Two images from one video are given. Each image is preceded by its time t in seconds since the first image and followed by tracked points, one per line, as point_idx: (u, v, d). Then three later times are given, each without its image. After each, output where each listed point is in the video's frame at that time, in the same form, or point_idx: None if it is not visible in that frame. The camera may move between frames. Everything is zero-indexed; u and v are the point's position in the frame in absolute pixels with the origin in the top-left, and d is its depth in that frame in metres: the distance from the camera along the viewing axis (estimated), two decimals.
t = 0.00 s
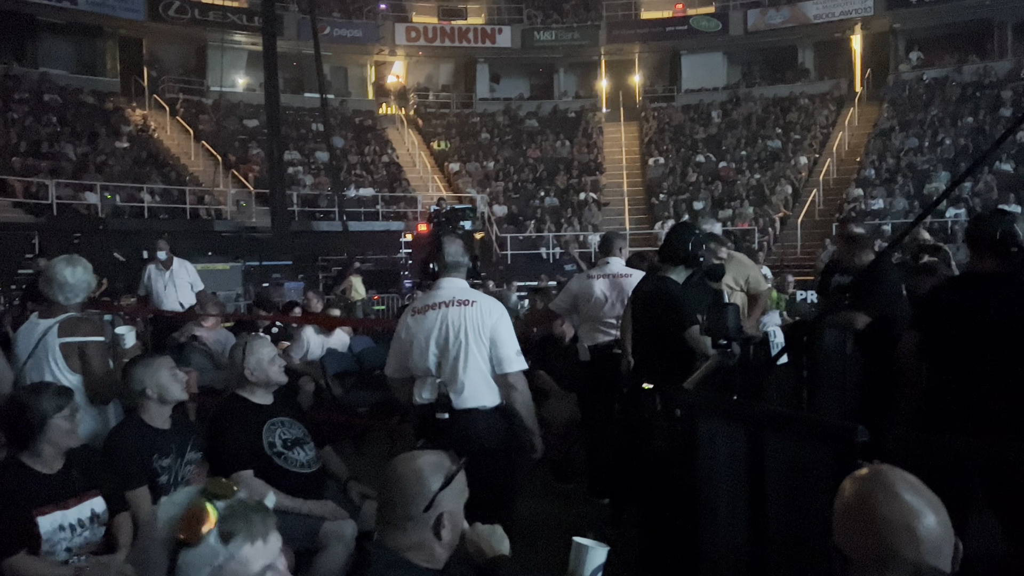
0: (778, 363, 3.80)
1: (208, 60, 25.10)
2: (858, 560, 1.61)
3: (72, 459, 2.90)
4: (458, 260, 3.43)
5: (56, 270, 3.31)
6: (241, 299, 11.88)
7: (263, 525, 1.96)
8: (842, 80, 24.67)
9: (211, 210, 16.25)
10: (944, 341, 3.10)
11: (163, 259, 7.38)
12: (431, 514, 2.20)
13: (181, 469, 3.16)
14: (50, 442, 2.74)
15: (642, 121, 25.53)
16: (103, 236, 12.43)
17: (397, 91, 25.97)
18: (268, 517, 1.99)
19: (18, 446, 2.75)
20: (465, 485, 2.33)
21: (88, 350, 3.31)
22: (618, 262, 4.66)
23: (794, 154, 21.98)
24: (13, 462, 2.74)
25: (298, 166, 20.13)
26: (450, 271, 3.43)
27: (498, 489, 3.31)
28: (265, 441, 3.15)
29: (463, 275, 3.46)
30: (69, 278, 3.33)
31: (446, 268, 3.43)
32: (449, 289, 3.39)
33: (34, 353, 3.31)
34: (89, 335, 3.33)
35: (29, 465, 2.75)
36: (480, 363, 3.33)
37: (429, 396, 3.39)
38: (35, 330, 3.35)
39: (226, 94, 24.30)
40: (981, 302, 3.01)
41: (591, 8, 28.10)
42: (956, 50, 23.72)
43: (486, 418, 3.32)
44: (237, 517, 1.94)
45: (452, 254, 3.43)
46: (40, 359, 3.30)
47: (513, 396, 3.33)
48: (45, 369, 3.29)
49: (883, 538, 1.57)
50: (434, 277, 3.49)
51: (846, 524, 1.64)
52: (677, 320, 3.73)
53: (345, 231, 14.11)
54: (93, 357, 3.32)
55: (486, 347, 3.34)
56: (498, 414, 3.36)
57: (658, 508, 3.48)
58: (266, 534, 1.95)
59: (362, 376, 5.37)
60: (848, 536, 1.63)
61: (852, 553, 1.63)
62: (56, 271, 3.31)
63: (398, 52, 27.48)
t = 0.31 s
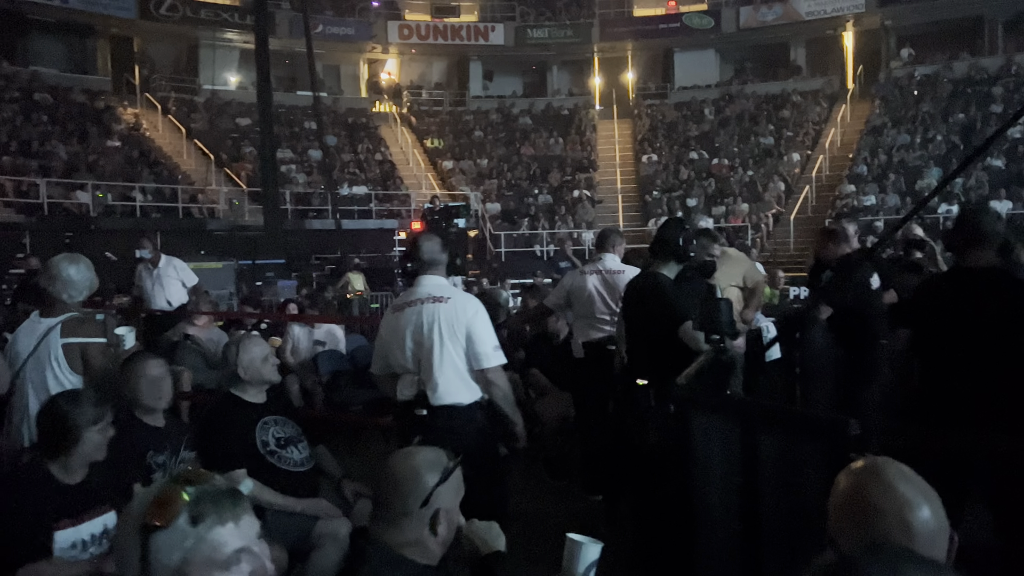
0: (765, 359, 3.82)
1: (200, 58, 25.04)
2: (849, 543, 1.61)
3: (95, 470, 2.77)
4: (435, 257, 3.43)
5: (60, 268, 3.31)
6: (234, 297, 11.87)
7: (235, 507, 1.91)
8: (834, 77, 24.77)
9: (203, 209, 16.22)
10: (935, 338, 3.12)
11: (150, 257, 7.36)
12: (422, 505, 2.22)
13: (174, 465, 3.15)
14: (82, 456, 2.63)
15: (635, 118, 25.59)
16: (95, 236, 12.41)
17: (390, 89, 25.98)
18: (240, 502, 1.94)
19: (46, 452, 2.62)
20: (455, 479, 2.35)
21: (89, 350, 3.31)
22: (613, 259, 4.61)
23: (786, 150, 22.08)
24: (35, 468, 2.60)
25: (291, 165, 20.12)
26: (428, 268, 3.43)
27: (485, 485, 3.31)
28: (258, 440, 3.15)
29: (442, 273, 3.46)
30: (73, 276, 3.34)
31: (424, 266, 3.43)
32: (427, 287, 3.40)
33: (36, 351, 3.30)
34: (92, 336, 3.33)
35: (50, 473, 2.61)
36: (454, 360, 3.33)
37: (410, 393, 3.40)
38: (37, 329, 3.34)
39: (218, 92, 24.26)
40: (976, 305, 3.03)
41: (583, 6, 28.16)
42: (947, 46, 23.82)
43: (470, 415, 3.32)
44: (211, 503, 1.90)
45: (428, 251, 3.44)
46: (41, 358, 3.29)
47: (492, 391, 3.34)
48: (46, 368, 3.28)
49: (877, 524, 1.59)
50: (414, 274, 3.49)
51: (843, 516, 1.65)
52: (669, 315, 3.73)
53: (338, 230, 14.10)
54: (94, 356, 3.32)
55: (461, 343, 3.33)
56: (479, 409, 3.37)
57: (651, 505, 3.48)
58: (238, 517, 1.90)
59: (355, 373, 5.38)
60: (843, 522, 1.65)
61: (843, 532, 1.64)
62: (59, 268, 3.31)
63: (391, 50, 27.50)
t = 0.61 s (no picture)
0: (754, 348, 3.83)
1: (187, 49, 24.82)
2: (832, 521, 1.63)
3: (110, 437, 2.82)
4: (421, 248, 3.42)
5: (48, 260, 3.29)
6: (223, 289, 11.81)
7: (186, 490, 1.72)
8: (823, 69, 24.82)
9: (191, 202, 16.12)
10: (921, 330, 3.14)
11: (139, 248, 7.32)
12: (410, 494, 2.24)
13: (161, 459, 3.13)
14: (100, 415, 2.69)
15: (626, 110, 25.58)
16: (82, 229, 12.35)
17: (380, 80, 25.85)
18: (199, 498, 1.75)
19: (64, 413, 2.68)
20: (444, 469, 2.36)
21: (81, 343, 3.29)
22: (603, 251, 4.62)
23: (776, 143, 22.14)
24: (54, 433, 2.65)
25: (280, 157, 20.01)
26: (415, 260, 3.42)
27: (472, 477, 3.31)
28: (247, 433, 3.14)
29: (428, 263, 3.44)
30: (61, 267, 3.32)
31: (411, 257, 3.42)
32: (416, 278, 3.38)
33: (26, 346, 3.24)
34: (83, 330, 3.32)
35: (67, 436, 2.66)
36: (445, 351, 3.33)
37: (401, 383, 3.40)
38: (26, 323, 3.28)
39: (205, 84, 24.09)
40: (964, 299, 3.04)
41: None
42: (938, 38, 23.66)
43: (460, 407, 3.32)
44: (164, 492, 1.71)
45: (413, 242, 3.42)
46: (33, 352, 3.23)
47: (485, 380, 3.35)
48: (37, 362, 3.22)
49: (866, 512, 1.59)
50: (405, 265, 3.47)
51: (834, 503, 1.65)
52: (657, 305, 3.75)
53: (328, 222, 14.05)
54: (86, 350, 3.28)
55: (452, 334, 3.33)
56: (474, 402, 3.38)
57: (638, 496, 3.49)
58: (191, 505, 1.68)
59: (344, 366, 5.38)
60: (829, 504, 1.66)
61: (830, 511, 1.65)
62: (48, 260, 3.29)
63: (380, 41, 27.38)
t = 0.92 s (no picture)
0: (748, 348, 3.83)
1: (180, 46, 24.73)
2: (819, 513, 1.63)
3: (103, 381, 2.79)
4: (429, 248, 3.42)
5: (41, 257, 3.30)
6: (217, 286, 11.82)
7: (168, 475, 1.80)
8: (817, 68, 24.89)
9: (185, 199, 16.10)
10: (915, 329, 3.15)
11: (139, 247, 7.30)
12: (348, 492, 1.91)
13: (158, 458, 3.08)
14: (97, 359, 2.67)
15: (620, 109, 25.64)
16: (75, 225, 12.35)
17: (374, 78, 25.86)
18: (165, 481, 1.71)
19: (60, 358, 2.64)
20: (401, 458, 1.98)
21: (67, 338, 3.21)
22: (595, 248, 4.52)
23: (769, 141, 22.21)
24: (50, 378, 2.60)
25: (273, 155, 20.02)
26: (423, 261, 3.42)
27: (464, 475, 3.34)
28: (240, 429, 3.15)
29: (434, 264, 3.45)
30: (55, 264, 3.32)
31: (419, 258, 3.41)
32: (425, 278, 3.37)
33: (18, 343, 3.19)
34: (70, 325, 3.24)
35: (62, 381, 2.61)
36: (449, 353, 3.33)
37: (402, 383, 3.34)
38: (20, 319, 3.26)
39: (199, 81, 24.05)
40: (957, 300, 3.04)
41: None
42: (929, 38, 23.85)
43: (456, 406, 3.32)
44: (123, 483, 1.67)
45: (421, 243, 3.42)
46: (24, 349, 3.18)
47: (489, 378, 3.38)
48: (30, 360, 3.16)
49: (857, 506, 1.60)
50: (410, 263, 3.48)
51: (825, 498, 1.66)
52: (648, 304, 3.76)
53: (322, 219, 14.05)
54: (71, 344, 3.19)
55: (461, 337, 3.35)
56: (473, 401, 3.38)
57: (633, 495, 3.50)
58: (150, 500, 1.65)
59: (338, 364, 5.39)
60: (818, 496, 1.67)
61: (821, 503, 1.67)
62: (41, 257, 3.30)
63: (375, 39, 27.38)
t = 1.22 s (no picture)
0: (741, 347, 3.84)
1: (175, 42, 24.63)
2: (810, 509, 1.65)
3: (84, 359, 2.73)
4: (453, 247, 3.43)
5: (34, 253, 3.30)
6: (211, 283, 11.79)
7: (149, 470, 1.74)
8: (812, 66, 24.93)
9: (178, 196, 16.05)
10: (908, 325, 3.17)
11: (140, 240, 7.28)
12: (289, 504, 2.08)
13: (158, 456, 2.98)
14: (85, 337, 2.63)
15: (615, 107, 25.67)
16: (68, 221, 12.31)
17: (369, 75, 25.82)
18: (145, 487, 1.65)
19: (42, 338, 2.55)
20: (329, 455, 2.16)
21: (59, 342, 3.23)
22: (590, 246, 4.60)
23: (764, 139, 22.24)
24: (41, 359, 2.52)
25: (268, 152, 20.00)
26: (439, 261, 3.42)
27: (459, 473, 3.34)
28: (233, 426, 3.15)
29: (450, 265, 3.44)
30: (48, 261, 3.30)
31: (435, 258, 3.42)
32: (441, 277, 3.36)
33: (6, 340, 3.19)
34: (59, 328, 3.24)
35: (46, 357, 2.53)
36: (462, 353, 3.35)
37: (408, 382, 3.35)
38: (11, 317, 3.27)
39: (194, 77, 23.99)
40: (941, 294, 3.07)
41: None
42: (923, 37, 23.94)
43: (462, 405, 3.34)
44: (99, 490, 1.63)
45: (441, 240, 3.42)
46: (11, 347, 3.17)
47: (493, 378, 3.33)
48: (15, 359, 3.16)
49: (850, 500, 1.61)
50: (425, 260, 3.46)
51: (812, 494, 1.68)
52: (644, 302, 3.78)
53: (317, 216, 14.02)
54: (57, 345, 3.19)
55: (477, 337, 3.37)
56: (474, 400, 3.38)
57: (628, 489, 3.52)
58: (127, 509, 1.61)
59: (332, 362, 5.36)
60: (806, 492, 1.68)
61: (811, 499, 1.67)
62: (34, 253, 3.29)
63: (370, 36, 27.33)
